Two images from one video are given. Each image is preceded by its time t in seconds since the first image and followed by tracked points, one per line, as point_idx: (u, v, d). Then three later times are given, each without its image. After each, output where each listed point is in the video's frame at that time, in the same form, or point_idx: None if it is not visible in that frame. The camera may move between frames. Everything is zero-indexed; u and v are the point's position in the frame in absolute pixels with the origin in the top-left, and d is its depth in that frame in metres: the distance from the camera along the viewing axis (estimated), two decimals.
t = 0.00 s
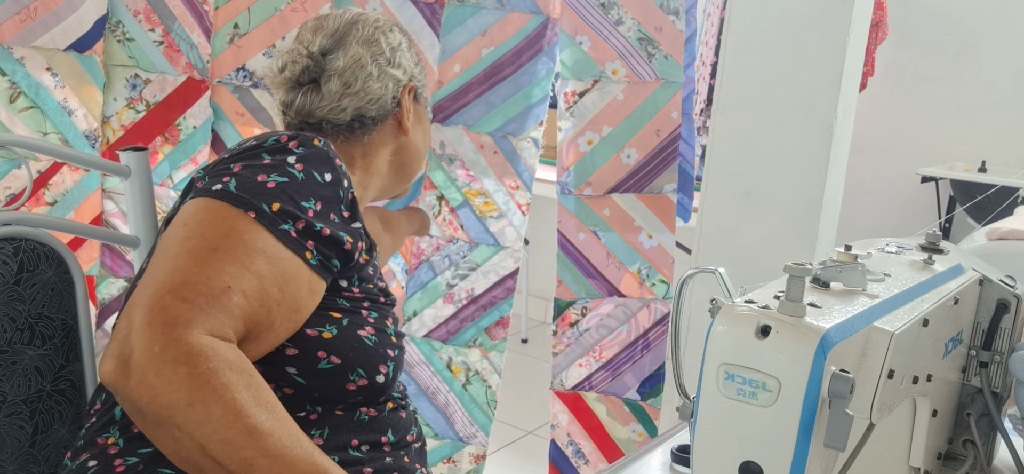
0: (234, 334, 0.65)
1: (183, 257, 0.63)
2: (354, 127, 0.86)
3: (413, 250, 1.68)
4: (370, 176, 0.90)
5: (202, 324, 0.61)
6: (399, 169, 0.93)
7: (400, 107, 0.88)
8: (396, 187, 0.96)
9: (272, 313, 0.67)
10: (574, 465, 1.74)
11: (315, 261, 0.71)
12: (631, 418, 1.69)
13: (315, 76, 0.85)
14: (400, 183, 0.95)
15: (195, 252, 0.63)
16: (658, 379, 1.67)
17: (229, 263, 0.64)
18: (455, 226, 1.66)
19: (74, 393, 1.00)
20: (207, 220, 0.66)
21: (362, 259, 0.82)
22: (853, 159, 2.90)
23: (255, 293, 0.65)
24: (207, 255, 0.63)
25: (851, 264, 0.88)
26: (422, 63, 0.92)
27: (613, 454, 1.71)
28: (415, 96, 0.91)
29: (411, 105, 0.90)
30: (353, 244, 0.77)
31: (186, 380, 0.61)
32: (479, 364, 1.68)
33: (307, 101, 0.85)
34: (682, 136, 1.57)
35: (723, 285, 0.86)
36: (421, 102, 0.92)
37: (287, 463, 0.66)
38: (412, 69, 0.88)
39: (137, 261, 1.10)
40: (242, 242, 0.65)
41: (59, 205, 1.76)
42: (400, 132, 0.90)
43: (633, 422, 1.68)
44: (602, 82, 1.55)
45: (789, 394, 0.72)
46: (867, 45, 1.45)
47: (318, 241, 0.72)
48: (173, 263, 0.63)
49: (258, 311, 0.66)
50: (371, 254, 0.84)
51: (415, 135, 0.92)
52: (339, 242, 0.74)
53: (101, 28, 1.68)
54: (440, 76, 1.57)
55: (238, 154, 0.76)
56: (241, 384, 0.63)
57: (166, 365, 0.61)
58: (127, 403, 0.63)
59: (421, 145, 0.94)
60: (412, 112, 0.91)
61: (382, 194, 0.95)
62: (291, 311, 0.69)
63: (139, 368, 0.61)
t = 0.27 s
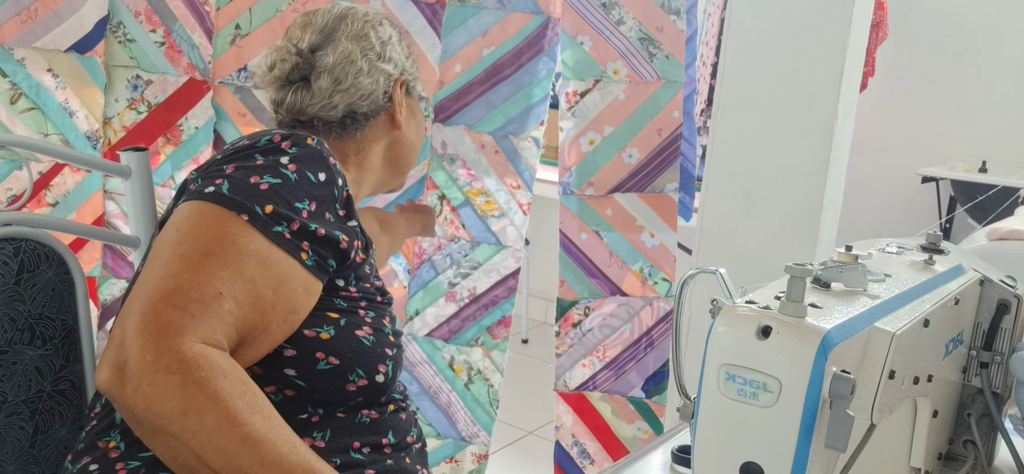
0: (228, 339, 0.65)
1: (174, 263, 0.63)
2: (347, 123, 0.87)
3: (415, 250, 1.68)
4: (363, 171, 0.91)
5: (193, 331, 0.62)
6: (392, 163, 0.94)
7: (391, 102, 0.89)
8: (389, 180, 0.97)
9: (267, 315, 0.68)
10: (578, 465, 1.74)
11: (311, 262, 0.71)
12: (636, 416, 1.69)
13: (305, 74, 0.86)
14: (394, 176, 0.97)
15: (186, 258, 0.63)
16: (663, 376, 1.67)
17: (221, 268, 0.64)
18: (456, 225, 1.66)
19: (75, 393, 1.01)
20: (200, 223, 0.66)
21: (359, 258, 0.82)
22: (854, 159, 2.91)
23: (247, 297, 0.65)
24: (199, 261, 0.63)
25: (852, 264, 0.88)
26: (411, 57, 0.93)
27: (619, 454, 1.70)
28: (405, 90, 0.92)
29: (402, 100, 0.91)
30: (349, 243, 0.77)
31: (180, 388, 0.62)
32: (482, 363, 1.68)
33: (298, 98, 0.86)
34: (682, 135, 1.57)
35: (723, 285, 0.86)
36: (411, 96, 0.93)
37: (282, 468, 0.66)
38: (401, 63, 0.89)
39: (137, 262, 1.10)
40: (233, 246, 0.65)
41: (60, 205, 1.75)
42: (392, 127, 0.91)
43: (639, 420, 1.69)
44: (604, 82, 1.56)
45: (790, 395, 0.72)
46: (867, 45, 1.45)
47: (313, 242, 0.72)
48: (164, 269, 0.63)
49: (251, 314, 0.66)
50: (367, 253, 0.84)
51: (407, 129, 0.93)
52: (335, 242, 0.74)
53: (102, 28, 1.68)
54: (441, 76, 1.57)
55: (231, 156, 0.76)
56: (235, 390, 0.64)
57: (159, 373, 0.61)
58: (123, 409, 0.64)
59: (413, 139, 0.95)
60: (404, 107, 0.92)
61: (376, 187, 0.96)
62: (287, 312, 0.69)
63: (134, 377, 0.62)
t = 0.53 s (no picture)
0: (233, 333, 0.65)
1: (180, 259, 0.63)
2: (344, 125, 0.87)
3: (416, 250, 1.68)
4: (363, 172, 0.92)
5: (201, 324, 0.62)
6: (392, 163, 0.94)
7: (388, 102, 0.89)
8: (391, 180, 0.97)
9: (271, 311, 0.68)
10: (572, 465, 1.73)
11: (312, 258, 0.72)
12: (630, 416, 1.69)
13: (301, 77, 0.86)
14: (395, 176, 0.97)
15: (192, 253, 0.63)
16: (657, 376, 1.67)
17: (226, 263, 0.64)
18: (457, 225, 1.66)
19: (75, 393, 1.01)
20: (202, 221, 0.66)
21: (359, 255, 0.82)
22: (854, 159, 2.91)
23: (253, 292, 0.66)
24: (204, 256, 0.63)
25: (852, 265, 0.88)
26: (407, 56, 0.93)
27: (612, 453, 1.70)
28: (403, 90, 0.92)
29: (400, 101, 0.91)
30: (349, 239, 0.77)
31: (187, 380, 0.62)
32: (482, 362, 1.68)
33: (295, 102, 0.86)
34: (681, 135, 1.57)
35: (723, 286, 0.86)
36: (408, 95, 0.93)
37: (286, 463, 0.66)
38: (397, 63, 0.89)
39: (138, 262, 1.10)
40: (238, 241, 0.66)
41: (61, 205, 1.76)
42: (391, 128, 0.91)
43: (632, 419, 1.69)
44: (602, 82, 1.55)
45: (790, 396, 0.72)
46: (868, 45, 1.45)
47: (314, 239, 0.72)
48: (170, 265, 0.63)
49: (256, 309, 0.67)
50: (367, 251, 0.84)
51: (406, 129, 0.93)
52: (335, 239, 0.75)
53: (104, 29, 1.68)
54: (442, 76, 1.57)
55: (231, 156, 0.76)
56: (241, 383, 0.64)
57: (167, 365, 0.61)
58: (128, 403, 0.63)
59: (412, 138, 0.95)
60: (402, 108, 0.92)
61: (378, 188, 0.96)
62: (292, 307, 0.70)
63: (140, 369, 0.62)
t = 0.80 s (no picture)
0: (236, 330, 0.65)
1: (182, 257, 0.63)
2: (342, 125, 0.87)
3: (416, 249, 1.68)
4: (362, 172, 0.92)
5: (204, 322, 0.62)
6: (390, 163, 0.95)
7: (385, 102, 0.89)
8: (390, 179, 0.97)
9: (273, 307, 0.68)
10: (569, 464, 1.73)
11: (313, 255, 0.72)
12: (629, 416, 1.69)
13: (298, 78, 0.86)
14: (394, 176, 0.97)
15: (194, 251, 0.63)
16: (656, 376, 1.67)
17: (228, 260, 0.64)
18: (458, 225, 1.66)
19: (74, 393, 1.00)
20: (204, 219, 0.66)
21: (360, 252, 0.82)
22: (855, 159, 2.91)
23: (255, 289, 0.66)
24: (206, 253, 0.64)
25: (853, 265, 0.88)
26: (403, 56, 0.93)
27: (609, 452, 1.70)
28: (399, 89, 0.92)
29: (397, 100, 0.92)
30: (349, 236, 0.78)
31: (189, 376, 0.61)
32: (482, 362, 1.68)
33: (292, 103, 0.86)
34: (681, 135, 1.57)
35: (724, 285, 0.86)
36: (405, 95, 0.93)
37: (287, 462, 0.65)
38: (393, 63, 0.89)
39: (138, 262, 1.10)
40: (239, 239, 0.66)
41: (61, 205, 1.75)
42: (388, 127, 0.91)
43: (631, 420, 1.68)
44: (602, 82, 1.55)
45: (791, 397, 0.72)
46: (868, 45, 1.45)
47: (314, 235, 0.73)
48: (172, 262, 0.63)
49: (259, 306, 0.67)
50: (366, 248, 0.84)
51: (403, 128, 0.93)
52: (335, 236, 0.75)
53: (104, 29, 1.68)
54: (442, 77, 1.57)
55: (229, 155, 0.76)
56: (243, 381, 0.64)
57: (170, 361, 0.61)
58: (133, 400, 0.64)
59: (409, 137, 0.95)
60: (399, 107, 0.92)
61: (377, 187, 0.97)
62: (293, 303, 0.70)
63: (145, 365, 0.62)
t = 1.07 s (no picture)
0: (238, 327, 0.65)
1: (183, 254, 0.63)
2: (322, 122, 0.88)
3: (416, 249, 1.68)
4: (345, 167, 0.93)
5: (207, 319, 0.62)
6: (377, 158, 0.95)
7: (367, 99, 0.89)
8: (382, 175, 0.98)
9: (276, 302, 0.69)
10: (578, 464, 1.74)
11: (313, 250, 0.72)
12: (635, 417, 1.69)
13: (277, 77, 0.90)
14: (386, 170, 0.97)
15: (196, 249, 0.63)
16: (661, 377, 1.67)
17: (230, 257, 0.64)
18: (457, 225, 1.66)
19: (75, 393, 1.00)
20: (204, 216, 0.66)
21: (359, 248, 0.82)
22: (855, 159, 2.91)
23: (256, 284, 0.66)
24: (207, 251, 0.63)
25: (854, 265, 0.88)
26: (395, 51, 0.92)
27: (617, 452, 1.71)
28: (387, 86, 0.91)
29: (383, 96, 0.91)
30: (348, 232, 0.77)
31: (193, 373, 0.61)
32: (482, 361, 1.68)
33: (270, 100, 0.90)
34: (683, 135, 1.57)
35: (724, 285, 0.86)
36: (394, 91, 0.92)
37: (290, 458, 0.65)
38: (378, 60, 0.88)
39: (138, 262, 1.10)
40: (239, 236, 0.65)
41: (60, 205, 1.75)
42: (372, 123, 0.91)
43: (637, 421, 1.68)
44: (604, 82, 1.55)
45: (792, 397, 0.72)
46: (868, 45, 1.44)
47: (313, 231, 0.73)
48: (174, 260, 0.63)
49: (260, 301, 0.67)
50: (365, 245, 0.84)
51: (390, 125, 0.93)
52: (334, 232, 0.75)
53: (104, 29, 1.69)
54: (443, 77, 1.57)
55: (226, 155, 0.76)
56: (246, 378, 0.64)
57: (174, 358, 0.61)
58: (136, 397, 0.63)
59: (399, 133, 0.94)
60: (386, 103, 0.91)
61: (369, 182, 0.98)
62: (295, 298, 0.70)
63: (149, 362, 0.62)
